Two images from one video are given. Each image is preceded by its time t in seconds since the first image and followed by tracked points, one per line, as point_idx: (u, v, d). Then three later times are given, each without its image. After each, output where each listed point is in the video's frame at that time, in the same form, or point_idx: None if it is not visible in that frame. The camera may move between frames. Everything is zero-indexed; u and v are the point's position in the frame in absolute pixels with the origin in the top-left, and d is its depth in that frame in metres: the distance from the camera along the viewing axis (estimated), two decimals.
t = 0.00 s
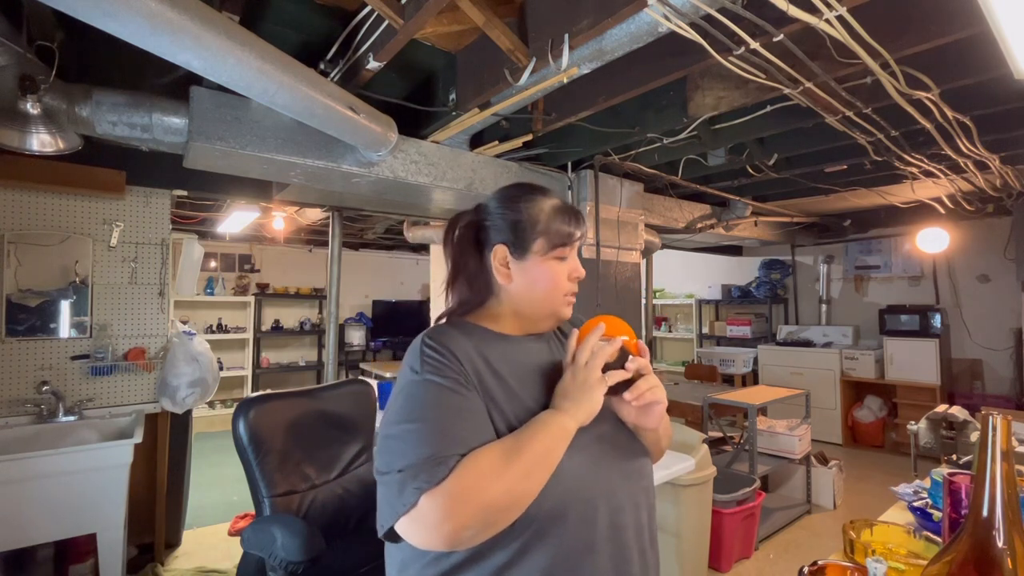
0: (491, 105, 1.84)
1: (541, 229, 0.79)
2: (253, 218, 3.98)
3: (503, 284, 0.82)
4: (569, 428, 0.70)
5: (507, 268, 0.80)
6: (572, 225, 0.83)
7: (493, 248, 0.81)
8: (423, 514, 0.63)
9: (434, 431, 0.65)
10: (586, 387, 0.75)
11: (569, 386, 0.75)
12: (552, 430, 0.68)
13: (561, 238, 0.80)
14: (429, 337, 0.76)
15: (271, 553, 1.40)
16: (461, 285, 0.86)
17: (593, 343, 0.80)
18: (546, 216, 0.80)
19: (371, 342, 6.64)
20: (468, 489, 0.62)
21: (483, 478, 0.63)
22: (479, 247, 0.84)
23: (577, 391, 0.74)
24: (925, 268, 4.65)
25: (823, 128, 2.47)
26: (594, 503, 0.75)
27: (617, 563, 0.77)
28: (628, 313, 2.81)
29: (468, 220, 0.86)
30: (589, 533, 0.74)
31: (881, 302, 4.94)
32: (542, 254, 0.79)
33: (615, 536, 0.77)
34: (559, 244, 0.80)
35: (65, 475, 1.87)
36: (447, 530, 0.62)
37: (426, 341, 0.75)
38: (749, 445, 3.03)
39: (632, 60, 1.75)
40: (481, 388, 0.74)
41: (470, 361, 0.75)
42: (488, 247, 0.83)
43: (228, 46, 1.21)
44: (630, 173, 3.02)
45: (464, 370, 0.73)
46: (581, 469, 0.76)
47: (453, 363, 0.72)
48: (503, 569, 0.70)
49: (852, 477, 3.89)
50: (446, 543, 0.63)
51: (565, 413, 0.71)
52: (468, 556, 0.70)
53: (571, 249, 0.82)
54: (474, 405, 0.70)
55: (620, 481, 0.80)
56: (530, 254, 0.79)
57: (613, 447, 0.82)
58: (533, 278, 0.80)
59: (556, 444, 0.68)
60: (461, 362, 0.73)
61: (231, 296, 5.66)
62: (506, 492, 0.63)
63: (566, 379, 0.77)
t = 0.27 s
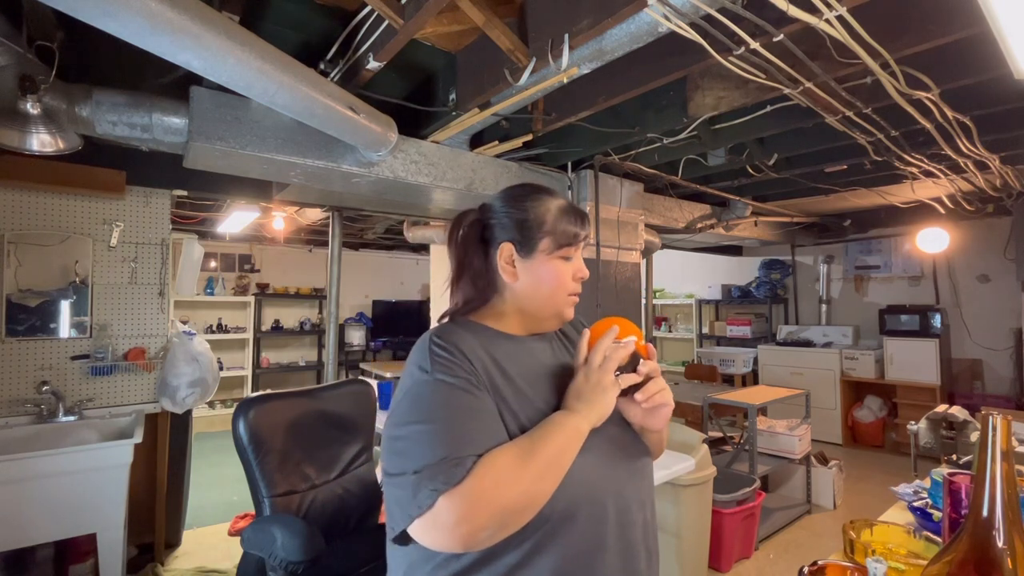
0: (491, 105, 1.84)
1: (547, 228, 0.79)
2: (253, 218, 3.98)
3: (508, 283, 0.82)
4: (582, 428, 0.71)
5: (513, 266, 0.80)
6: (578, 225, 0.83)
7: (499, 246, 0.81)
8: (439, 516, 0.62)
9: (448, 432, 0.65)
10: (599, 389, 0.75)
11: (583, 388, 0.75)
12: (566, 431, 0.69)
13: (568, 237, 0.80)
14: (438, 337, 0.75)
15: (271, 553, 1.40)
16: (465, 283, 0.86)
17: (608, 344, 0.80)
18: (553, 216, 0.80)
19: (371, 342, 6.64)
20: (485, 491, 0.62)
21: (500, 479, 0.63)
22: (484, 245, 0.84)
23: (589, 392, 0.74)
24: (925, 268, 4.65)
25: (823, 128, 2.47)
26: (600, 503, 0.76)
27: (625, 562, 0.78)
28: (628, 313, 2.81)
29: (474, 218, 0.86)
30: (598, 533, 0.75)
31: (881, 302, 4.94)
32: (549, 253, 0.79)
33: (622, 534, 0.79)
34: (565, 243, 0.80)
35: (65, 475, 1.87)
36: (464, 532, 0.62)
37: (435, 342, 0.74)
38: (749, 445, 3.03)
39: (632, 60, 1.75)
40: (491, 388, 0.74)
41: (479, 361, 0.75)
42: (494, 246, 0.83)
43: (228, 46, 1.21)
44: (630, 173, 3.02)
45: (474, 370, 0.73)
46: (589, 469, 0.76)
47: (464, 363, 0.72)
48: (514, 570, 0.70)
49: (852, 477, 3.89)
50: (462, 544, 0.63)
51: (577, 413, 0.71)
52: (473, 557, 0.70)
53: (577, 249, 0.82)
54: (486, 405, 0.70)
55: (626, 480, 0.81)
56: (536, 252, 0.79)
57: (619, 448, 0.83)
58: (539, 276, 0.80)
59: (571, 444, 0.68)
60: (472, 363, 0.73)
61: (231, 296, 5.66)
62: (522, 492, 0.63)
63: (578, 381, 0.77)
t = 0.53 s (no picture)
0: (491, 105, 1.84)
1: (551, 228, 0.79)
2: (253, 218, 3.98)
3: (511, 282, 0.82)
4: (589, 427, 0.71)
5: (516, 266, 0.80)
6: (581, 225, 0.83)
7: (502, 246, 0.82)
8: (449, 517, 0.62)
9: (457, 432, 0.65)
10: (605, 389, 0.75)
11: (589, 388, 0.75)
12: (574, 430, 0.69)
13: (571, 238, 0.80)
14: (442, 336, 0.75)
15: (271, 553, 1.41)
16: (467, 281, 0.86)
17: (614, 346, 0.81)
18: (556, 215, 0.80)
19: (370, 342, 6.64)
20: (496, 490, 0.62)
21: (510, 479, 0.63)
22: (488, 244, 0.84)
23: (596, 392, 0.74)
24: (925, 268, 4.65)
25: (823, 128, 2.47)
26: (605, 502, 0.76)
27: (630, 561, 0.79)
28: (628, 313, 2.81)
29: (477, 217, 0.86)
30: (604, 532, 0.75)
31: (881, 302, 4.94)
32: (552, 253, 0.79)
33: (627, 533, 0.79)
34: (569, 243, 0.80)
35: (65, 475, 1.87)
36: (475, 532, 0.62)
37: (439, 341, 0.74)
38: (749, 445, 3.03)
39: (632, 60, 1.75)
40: (496, 387, 0.74)
41: (485, 361, 0.75)
42: (496, 244, 0.83)
43: (228, 46, 1.21)
44: (630, 173, 3.02)
45: (479, 370, 0.73)
46: (595, 469, 0.76)
47: (469, 361, 0.72)
48: (521, 570, 0.70)
49: (851, 477, 3.89)
50: (473, 544, 0.63)
51: (584, 412, 0.71)
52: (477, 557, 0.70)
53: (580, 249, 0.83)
54: (493, 405, 0.70)
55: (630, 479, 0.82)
56: (540, 252, 0.79)
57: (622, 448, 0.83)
58: (543, 276, 0.80)
59: (579, 443, 0.68)
60: (477, 362, 0.73)
61: (232, 296, 5.66)
62: (532, 492, 0.64)
63: (584, 381, 0.76)
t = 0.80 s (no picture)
0: (491, 105, 1.84)
1: (552, 228, 0.79)
2: (253, 218, 3.98)
3: (513, 283, 0.82)
4: (591, 428, 0.71)
5: (518, 266, 0.80)
6: (581, 225, 0.83)
7: (503, 246, 0.82)
8: (452, 518, 0.62)
9: (459, 433, 0.65)
10: (607, 390, 0.75)
11: (591, 390, 0.75)
12: (576, 430, 0.69)
13: (573, 238, 0.80)
14: (444, 337, 0.75)
15: (272, 553, 1.41)
16: (469, 281, 0.86)
17: (616, 347, 0.81)
18: (557, 215, 0.81)
19: (370, 342, 6.64)
20: (498, 491, 0.62)
21: (513, 479, 0.63)
22: (489, 244, 0.84)
23: (597, 392, 0.74)
24: (925, 268, 4.65)
25: (823, 128, 2.47)
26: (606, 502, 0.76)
27: (632, 560, 0.79)
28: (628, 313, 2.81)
29: (478, 218, 0.86)
30: (606, 532, 0.75)
31: (881, 302, 4.94)
32: (554, 253, 0.79)
33: (629, 532, 0.79)
34: (570, 243, 0.80)
35: (65, 475, 1.87)
36: (478, 532, 0.62)
37: (440, 342, 0.74)
38: (749, 445, 3.03)
39: (632, 60, 1.75)
40: (498, 387, 0.74)
41: (486, 361, 0.75)
42: (497, 245, 0.83)
43: (228, 46, 1.21)
44: (630, 173, 3.02)
45: (481, 370, 0.73)
46: (596, 469, 0.76)
47: (471, 362, 0.72)
48: (523, 570, 0.70)
49: (851, 477, 3.89)
50: (476, 545, 0.63)
51: (586, 412, 0.71)
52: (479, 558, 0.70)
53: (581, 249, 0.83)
54: (495, 406, 0.70)
55: (631, 479, 0.82)
56: (542, 252, 0.79)
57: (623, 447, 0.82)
58: (544, 276, 0.80)
59: (581, 443, 0.68)
60: (479, 362, 0.73)
61: (232, 296, 5.66)
62: (534, 492, 0.64)
63: (586, 382, 0.76)
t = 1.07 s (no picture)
0: (491, 105, 1.84)
1: (531, 222, 0.80)
2: (253, 218, 3.98)
3: (505, 281, 0.82)
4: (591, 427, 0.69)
5: (507, 264, 0.81)
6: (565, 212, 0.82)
7: (492, 246, 0.83)
8: (450, 517, 0.63)
9: (458, 433, 0.65)
10: (613, 395, 0.70)
11: (596, 392, 0.70)
12: (576, 429, 0.67)
13: (555, 227, 0.80)
14: (443, 336, 0.76)
15: (272, 553, 1.41)
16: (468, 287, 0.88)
17: (642, 356, 0.73)
18: (538, 206, 0.81)
19: (370, 342, 6.64)
20: (494, 492, 0.62)
21: (510, 479, 0.62)
22: (479, 248, 0.87)
23: (603, 393, 0.70)
24: (925, 268, 4.65)
25: (823, 128, 2.47)
26: (606, 496, 0.76)
27: (632, 558, 0.79)
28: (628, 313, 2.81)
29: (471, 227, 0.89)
30: (606, 530, 0.76)
31: (881, 302, 4.94)
32: (537, 244, 0.79)
33: (627, 530, 0.79)
34: (553, 232, 0.79)
35: (65, 475, 1.87)
36: (475, 530, 0.62)
37: (440, 340, 0.75)
38: (749, 445, 3.03)
39: (632, 60, 1.75)
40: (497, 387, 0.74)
41: (486, 361, 0.75)
42: (486, 247, 0.85)
43: (229, 46, 1.21)
44: (630, 173, 3.02)
45: (480, 369, 0.73)
46: (595, 467, 0.76)
47: (470, 361, 0.72)
48: (523, 569, 0.70)
49: (851, 477, 3.89)
50: (474, 543, 0.63)
51: (586, 411, 0.69)
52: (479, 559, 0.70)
53: (568, 237, 0.81)
54: (494, 404, 0.70)
55: (631, 476, 0.82)
56: (525, 246, 0.79)
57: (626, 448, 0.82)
58: (532, 269, 0.79)
59: (580, 443, 0.67)
60: (477, 361, 0.73)
61: (232, 296, 5.66)
62: (531, 493, 0.63)
63: (592, 384, 0.71)
